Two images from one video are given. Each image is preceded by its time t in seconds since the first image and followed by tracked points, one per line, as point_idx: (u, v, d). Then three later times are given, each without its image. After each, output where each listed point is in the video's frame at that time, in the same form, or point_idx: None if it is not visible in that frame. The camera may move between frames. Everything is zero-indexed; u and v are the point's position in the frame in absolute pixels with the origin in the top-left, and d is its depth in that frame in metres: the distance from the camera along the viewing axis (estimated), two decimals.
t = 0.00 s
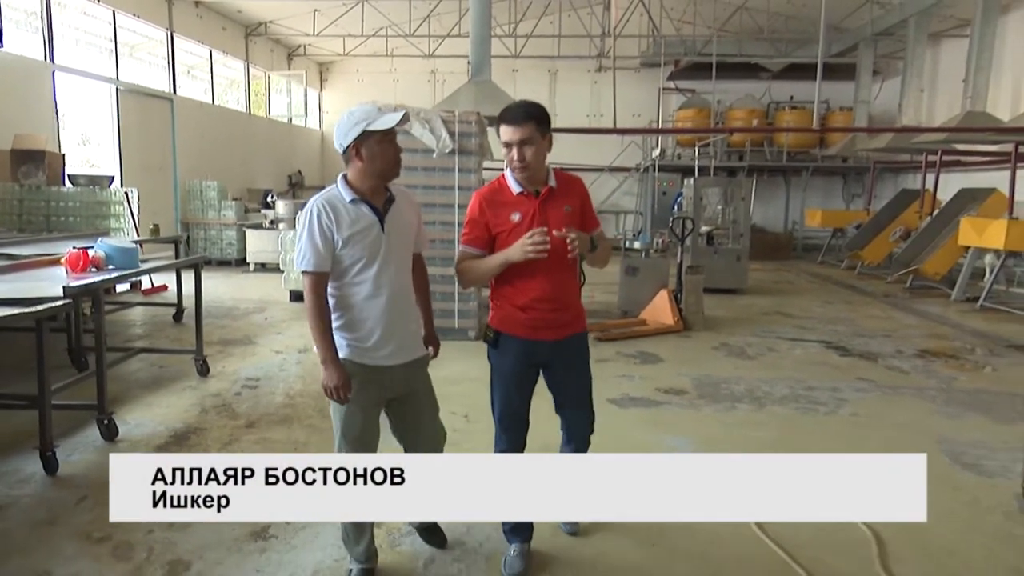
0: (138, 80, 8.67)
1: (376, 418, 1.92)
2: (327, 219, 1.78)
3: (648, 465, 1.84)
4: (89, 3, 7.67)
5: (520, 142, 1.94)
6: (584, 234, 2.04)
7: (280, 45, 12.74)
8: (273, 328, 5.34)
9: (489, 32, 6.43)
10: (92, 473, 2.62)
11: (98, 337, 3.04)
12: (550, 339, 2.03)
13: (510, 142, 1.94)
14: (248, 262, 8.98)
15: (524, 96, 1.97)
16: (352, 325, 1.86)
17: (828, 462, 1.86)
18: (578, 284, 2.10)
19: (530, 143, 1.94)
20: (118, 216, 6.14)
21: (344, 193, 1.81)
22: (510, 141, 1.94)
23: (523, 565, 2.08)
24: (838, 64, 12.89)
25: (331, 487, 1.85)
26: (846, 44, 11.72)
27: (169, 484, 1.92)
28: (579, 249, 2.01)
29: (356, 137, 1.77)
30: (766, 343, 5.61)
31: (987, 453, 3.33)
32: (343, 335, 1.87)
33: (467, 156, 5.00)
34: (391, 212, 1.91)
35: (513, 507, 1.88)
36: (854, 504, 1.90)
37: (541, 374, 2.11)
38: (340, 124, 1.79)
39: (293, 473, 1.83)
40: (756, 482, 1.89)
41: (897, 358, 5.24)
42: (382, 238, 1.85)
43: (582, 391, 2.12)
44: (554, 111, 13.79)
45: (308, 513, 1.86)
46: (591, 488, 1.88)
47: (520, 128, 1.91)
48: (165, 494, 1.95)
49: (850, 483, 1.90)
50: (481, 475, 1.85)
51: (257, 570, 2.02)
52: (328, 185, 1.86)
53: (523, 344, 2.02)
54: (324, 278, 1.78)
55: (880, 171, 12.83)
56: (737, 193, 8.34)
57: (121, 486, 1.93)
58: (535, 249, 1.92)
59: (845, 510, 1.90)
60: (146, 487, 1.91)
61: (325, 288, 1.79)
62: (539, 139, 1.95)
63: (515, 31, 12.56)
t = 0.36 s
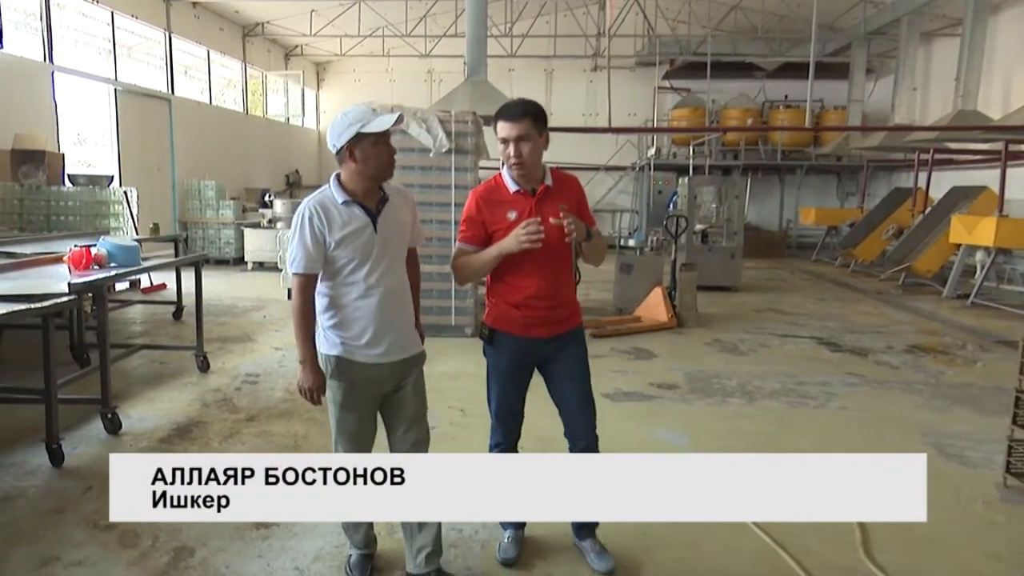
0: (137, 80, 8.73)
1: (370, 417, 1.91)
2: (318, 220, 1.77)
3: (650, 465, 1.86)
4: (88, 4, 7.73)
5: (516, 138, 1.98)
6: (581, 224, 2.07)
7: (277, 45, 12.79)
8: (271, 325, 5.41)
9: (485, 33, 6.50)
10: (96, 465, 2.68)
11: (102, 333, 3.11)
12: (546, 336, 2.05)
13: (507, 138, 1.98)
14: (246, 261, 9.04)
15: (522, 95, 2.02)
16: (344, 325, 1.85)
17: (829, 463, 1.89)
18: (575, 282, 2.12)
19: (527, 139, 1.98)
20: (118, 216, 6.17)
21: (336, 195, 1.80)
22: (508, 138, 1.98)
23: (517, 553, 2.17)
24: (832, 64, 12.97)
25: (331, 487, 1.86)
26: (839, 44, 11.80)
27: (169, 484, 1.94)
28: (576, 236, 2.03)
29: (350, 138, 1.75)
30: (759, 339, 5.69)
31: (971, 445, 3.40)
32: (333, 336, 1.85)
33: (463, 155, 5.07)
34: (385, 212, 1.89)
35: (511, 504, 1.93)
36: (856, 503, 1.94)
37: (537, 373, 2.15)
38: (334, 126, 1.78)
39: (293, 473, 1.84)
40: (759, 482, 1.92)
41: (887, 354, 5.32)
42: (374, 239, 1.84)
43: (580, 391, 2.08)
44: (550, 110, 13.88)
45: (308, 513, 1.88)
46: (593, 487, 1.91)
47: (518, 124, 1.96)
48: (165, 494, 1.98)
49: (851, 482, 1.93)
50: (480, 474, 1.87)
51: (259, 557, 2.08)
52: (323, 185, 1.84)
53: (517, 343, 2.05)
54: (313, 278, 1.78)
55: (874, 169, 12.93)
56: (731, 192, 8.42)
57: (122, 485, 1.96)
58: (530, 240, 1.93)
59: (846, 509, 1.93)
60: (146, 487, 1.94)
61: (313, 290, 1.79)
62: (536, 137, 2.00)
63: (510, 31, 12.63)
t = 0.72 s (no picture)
0: (132, 76, 8.77)
1: (369, 411, 1.94)
2: (323, 213, 1.82)
3: (657, 464, 1.89)
4: None
5: (536, 132, 1.97)
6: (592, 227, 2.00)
7: (271, 41, 12.83)
8: (268, 318, 5.48)
9: (479, 30, 6.57)
10: (101, 451, 2.76)
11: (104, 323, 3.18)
12: (548, 333, 2.04)
13: (527, 131, 1.97)
14: (241, 256, 9.09)
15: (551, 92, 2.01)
16: (346, 316, 1.88)
17: (830, 463, 1.94)
18: (587, 283, 2.09)
19: (548, 134, 1.96)
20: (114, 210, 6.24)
21: (344, 188, 1.83)
22: (530, 131, 1.97)
23: (510, 533, 2.25)
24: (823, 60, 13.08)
25: (331, 487, 1.91)
26: (831, 41, 11.89)
27: (169, 484, 1.99)
28: (582, 238, 1.97)
29: (358, 134, 1.78)
30: (748, 331, 5.80)
31: (949, 432, 3.51)
32: (337, 328, 1.90)
33: (457, 150, 5.15)
34: (394, 207, 1.88)
35: (508, 502, 1.94)
36: (856, 503, 1.99)
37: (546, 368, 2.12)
38: (348, 121, 1.81)
39: (292, 473, 1.88)
40: (761, 479, 1.96)
41: (873, 346, 5.44)
42: (378, 234, 1.85)
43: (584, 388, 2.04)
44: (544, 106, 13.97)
45: (309, 512, 1.92)
46: (599, 487, 1.91)
47: (541, 118, 1.94)
48: (164, 494, 2.03)
49: (851, 483, 1.98)
50: (478, 473, 1.89)
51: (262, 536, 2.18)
52: (336, 178, 1.89)
53: (520, 338, 2.06)
54: (315, 271, 1.84)
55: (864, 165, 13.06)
56: (722, 187, 8.52)
57: (121, 487, 2.00)
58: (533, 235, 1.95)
59: (844, 509, 1.98)
60: (145, 487, 1.98)
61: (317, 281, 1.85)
62: (557, 133, 1.98)
63: (504, 27, 12.69)
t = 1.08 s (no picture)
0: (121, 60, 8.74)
1: (377, 399, 1.99)
2: (339, 197, 1.87)
3: (660, 464, 1.84)
4: None
5: (557, 114, 1.96)
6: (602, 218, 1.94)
7: (261, 25, 12.76)
8: (261, 303, 5.54)
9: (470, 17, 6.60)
10: (101, 432, 2.83)
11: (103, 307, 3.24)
12: (555, 317, 2.03)
13: (552, 113, 1.96)
14: (232, 242, 9.10)
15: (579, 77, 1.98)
16: (359, 299, 1.94)
17: (835, 464, 1.87)
18: (603, 272, 2.05)
19: (568, 118, 1.94)
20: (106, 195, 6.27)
21: (360, 172, 1.88)
22: (554, 115, 1.96)
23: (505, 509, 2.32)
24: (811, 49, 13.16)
25: (331, 487, 1.88)
26: (820, 29, 11.97)
27: (169, 483, 1.92)
28: (589, 227, 1.92)
29: (375, 118, 1.82)
30: (734, 317, 5.92)
31: (924, 413, 3.64)
32: (350, 311, 1.95)
33: (449, 137, 5.20)
34: (410, 192, 1.93)
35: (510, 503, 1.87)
36: (862, 503, 1.92)
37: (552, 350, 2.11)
38: (368, 105, 1.85)
39: (293, 474, 1.84)
40: (764, 480, 1.89)
41: (855, 331, 5.57)
42: (392, 218, 1.89)
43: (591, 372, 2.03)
44: (534, 93, 14.00)
45: (307, 512, 1.89)
46: (601, 487, 1.88)
47: (565, 100, 1.94)
48: (165, 493, 1.97)
49: (852, 483, 1.91)
50: (480, 474, 1.84)
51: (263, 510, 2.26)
52: (355, 162, 1.93)
53: (526, 318, 2.06)
54: (331, 253, 1.89)
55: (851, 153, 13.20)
56: (710, 175, 8.62)
57: (119, 488, 1.93)
58: (542, 221, 1.93)
59: (850, 510, 1.91)
60: (146, 487, 1.92)
61: (332, 262, 1.90)
62: (579, 118, 1.96)
63: (495, 14, 12.69)
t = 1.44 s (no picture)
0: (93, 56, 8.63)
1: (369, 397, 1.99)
2: (341, 194, 1.88)
3: (653, 462, 1.77)
4: None
5: (551, 116, 2.03)
6: (588, 223, 1.99)
7: (236, 22, 12.66)
8: (239, 301, 5.52)
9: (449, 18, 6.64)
10: (83, 429, 2.83)
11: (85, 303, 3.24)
12: (544, 316, 2.09)
13: (546, 115, 2.03)
14: (208, 240, 9.03)
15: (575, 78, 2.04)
16: (359, 298, 1.96)
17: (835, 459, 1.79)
18: (594, 273, 2.11)
19: (561, 118, 2.01)
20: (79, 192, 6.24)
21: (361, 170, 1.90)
22: (548, 114, 2.02)
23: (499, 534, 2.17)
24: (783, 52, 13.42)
25: (331, 487, 1.83)
26: (792, 34, 12.21)
27: (169, 484, 1.88)
28: (573, 231, 1.98)
29: (379, 116, 1.86)
30: (709, 315, 6.04)
31: (891, 406, 3.76)
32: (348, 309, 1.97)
33: (429, 137, 5.24)
34: (410, 192, 1.97)
35: (507, 505, 1.81)
36: (862, 503, 1.83)
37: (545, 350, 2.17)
38: (370, 104, 1.88)
39: (293, 473, 1.80)
40: (761, 479, 1.81)
41: (825, 328, 5.73)
42: (393, 217, 1.93)
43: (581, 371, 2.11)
44: (511, 93, 14.07)
45: (307, 513, 1.84)
46: (593, 488, 1.81)
47: (558, 101, 2.00)
48: (164, 494, 1.91)
49: (852, 483, 1.82)
50: (478, 474, 1.79)
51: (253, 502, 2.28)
52: (354, 161, 1.95)
53: (517, 316, 2.11)
54: (331, 250, 1.90)
55: (822, 155, 13.47)
56: (685, 175, 8.77)
57: (119, 488, 1.88)
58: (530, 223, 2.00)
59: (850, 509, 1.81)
60: (145, 487, 1.87)
61: (332, 261, 1.91)
62: (571, 120, 2.02)
63: (473, 14, 12.75)
